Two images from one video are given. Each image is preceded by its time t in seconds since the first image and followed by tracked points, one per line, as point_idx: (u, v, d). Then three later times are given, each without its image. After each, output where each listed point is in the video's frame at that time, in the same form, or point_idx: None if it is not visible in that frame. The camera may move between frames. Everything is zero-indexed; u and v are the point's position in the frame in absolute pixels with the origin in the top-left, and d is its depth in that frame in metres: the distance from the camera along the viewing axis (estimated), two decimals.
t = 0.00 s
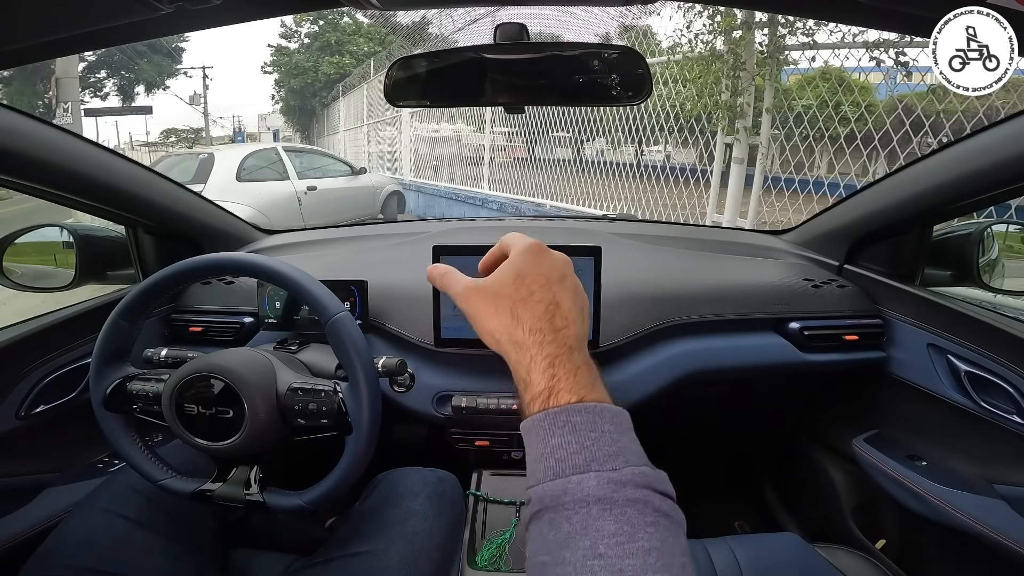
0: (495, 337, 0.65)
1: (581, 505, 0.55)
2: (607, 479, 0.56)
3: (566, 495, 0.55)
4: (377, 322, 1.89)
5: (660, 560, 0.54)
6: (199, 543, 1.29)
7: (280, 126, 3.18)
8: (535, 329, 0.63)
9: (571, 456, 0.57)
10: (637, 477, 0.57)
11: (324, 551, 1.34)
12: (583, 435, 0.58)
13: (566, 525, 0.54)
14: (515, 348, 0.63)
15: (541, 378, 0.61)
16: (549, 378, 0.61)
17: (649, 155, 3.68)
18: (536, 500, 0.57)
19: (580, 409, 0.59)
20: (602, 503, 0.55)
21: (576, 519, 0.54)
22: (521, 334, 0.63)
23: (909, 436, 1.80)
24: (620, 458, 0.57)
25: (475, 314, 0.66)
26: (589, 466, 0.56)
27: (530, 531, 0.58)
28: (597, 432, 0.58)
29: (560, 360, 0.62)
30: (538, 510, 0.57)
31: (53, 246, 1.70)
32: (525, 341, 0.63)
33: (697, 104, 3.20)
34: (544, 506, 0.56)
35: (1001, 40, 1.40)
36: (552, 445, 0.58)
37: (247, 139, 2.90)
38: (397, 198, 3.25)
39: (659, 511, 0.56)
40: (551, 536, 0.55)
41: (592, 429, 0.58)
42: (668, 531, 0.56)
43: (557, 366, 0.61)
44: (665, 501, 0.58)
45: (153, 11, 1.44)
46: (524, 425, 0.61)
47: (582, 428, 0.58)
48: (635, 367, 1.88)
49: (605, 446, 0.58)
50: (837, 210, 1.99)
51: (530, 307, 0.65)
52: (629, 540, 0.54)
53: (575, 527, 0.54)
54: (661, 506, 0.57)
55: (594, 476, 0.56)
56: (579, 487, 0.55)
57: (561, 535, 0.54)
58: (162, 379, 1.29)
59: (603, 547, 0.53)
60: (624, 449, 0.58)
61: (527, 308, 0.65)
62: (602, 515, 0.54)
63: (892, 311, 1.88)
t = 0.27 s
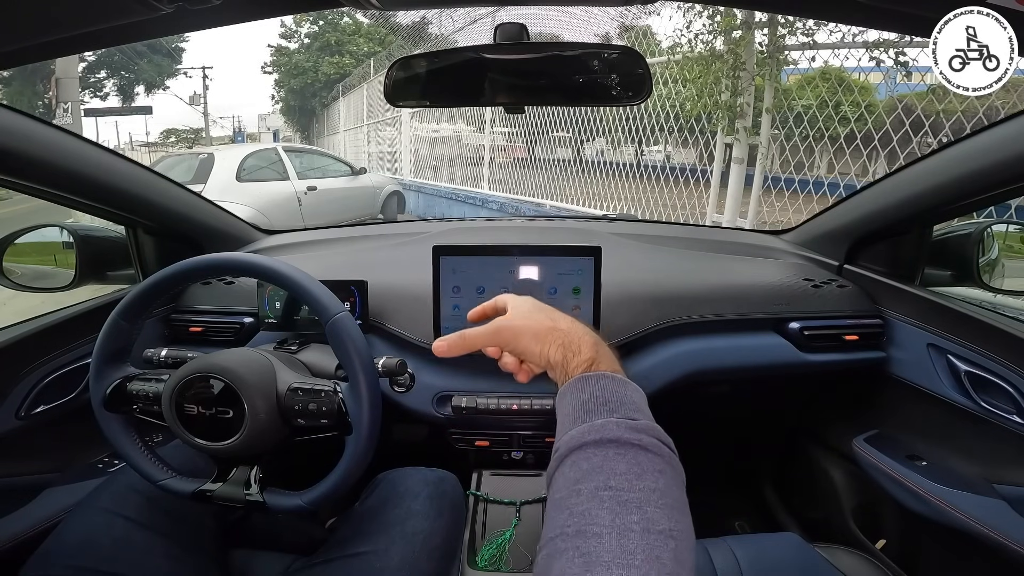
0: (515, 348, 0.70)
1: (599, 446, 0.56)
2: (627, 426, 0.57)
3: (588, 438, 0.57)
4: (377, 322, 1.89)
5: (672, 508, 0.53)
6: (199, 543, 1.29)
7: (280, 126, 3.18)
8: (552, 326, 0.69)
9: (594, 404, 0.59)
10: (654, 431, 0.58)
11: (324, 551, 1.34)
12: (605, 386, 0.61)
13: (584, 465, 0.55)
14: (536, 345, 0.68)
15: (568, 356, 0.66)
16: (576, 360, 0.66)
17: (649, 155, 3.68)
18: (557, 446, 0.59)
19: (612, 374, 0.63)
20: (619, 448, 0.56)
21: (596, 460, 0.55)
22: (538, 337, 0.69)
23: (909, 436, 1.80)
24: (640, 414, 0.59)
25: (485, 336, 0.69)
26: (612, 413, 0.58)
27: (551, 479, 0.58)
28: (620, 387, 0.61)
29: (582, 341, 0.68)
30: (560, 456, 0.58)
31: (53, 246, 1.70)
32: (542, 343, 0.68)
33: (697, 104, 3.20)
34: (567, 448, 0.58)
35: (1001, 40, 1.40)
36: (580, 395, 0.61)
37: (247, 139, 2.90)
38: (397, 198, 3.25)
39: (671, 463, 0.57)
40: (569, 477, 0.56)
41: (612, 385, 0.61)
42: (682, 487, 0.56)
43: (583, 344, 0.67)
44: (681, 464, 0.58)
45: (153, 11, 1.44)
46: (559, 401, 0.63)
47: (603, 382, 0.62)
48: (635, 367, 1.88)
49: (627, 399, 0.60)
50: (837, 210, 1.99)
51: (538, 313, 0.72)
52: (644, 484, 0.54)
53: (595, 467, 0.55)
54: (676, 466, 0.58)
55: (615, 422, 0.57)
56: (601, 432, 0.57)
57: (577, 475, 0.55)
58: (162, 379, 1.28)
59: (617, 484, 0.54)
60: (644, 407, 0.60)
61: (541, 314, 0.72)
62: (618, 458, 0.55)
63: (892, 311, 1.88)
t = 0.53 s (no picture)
0: (521, 365, 0.76)
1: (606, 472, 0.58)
2: (632, 452, 0.59)
3: (593, 463, 0.59)
4: (377, 322, 1.89)
5: (676, 535, 0.55)
6: (199, 543, 1.29)
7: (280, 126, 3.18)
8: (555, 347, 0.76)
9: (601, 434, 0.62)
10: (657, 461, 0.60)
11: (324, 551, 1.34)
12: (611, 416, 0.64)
13: (590, 491, 0.57)
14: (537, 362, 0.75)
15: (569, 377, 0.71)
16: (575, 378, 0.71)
17: (649, 155, 3.68)
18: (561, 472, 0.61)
19: (616, 401, 0.66)
20: (624, 473, 0.57)
21: (602, 486, 0.57)
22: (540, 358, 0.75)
23: (909, 436, 1.80)
24: (645, 440, 0.61)
25: (486, 356, 0.77)
26: (619, 441, 0.60)
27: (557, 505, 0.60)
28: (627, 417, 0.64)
29: (589, 367, 0.73)
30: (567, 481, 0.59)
31: (53, 246, 1.69)
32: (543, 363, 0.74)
33: (697, 104, 3.20)
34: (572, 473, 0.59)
35: (1001, 40, 1.40)
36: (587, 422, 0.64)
37: (247, 139, 2.90)
38: (397, 198, 3.25)
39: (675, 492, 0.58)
40: (574, 502, 0.57)
41: (618, 412, 0.64)
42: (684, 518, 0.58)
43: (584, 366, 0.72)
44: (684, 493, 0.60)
45: (153, 11, 1.44)
46: (563, 424, 0.66)
47: (609, 409, 0.65)
48: (635, 367, 1.88)
49: (634, 429, 0.62)
50: (837, 210, 1.99)
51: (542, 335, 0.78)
52: (649, 511, 0.55)
53: (600, 490, 0.56)
54: (680, 495, 0.59)
55: (621, 449, 0.59)
56: (607, 458, 0.59)
57: (583, 500, 0.57)
58: (162, 379, 1.28)
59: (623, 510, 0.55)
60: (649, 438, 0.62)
61: (549, 336, 0.77)
62: (623, 483, 0.57)
63: (892, 311, 1.88)
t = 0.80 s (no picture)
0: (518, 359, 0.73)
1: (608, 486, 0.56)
2: (638, 466, 0.58)
3: (597, 477, 0.57)
4: (377, 322, 1.89)
5: (685, 552, 0.54)
6: (199, 543, 1.29)
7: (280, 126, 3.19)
8: (560, 346, 0.72)
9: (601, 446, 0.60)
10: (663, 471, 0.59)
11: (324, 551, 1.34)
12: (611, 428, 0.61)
13: (595, 507, 0.56)
14: (536, 356, 0.72)
15: (569, 384, 0.68)
16: (575, 387, 0.68)
17: (649, 155, 3.68)
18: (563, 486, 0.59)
19: (620, 411, 0.64)
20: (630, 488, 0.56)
21: (607, 503, 0.56)
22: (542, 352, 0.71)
23: (909, 436, 1.80)
24: (650, 452, 0.60)
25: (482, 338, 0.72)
26: (624, 454, 0.59)
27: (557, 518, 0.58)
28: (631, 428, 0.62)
29: (592, 372, 0.70)
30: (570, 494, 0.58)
31: (53, 246, 1.69)
32: (543, 360, 0.71)
33: (697, 104, 3.20)
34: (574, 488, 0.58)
35: (1001, 40, 1.40)
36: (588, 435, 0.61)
37: (247, 139, 2.90)
38: (397, 198, 3.26)
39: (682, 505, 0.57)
40: (579, 518, 0.56)
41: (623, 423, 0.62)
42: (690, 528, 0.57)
43: (589, 374, 0.69)
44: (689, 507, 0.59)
45: (153, 11, 1.44)
46: (563, 433, 0.64)
47: (614, 419, 0.62)
48: (635, 367, 1.88)
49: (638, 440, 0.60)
50: (837, 210, 1.99)
51: (547, 329, 0.74)
52: (658, 528, 0.54)
53: (606, 508, 0.55)
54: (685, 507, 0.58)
55: (626, 462, 0.58)
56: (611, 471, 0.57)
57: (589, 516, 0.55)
58: (162, 379, 1.28)
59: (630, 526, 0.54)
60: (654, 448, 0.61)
61: (552, 332, 0.74)
62: (629, 500, 0.55)
63: (892, 311, 1.88)
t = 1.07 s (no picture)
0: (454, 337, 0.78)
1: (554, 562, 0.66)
2: (583, 534, 0.67)
3: (541, 549, 0.67)
4: (377, 321, 1.89)
5: None
6: (199, 543, 1.29)
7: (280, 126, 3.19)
8: (505, 358, 0.77)
9: (544, 513, 0.68)
10: (607, 530, 0.69)
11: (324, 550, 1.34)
12: (553, 493, 0.70)
13: None
14: (472, 346, 0.76)
15: (488, 408, 0.76)
16: (493, 412, 0.76)
17: (649, 155, 3.68)
18: (497, 551, 0.68)
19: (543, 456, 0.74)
20: (575, 560, 0.66)
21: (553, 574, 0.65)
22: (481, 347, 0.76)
23: (909, 436, 1.80)
24: (593, 512, 0.69)
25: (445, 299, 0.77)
26: (569, 525, 0.68)
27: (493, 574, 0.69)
28: (569, 489, 0.71)
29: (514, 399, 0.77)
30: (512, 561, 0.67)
31: (53, 246, 1.69)
32: (477, 356, 0.77)
33: (697, 104, 3.20)
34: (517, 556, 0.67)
35: (1001, 40, 1.40)
36: (524, 500, 0.70)
37: (247, 139, 2.90)
38: (397, 198, 3.25)
39: (627, 558, 0.68)
40: None
41: (566, 485, 0.71)
42: None
43: (514, 407, 0.76)
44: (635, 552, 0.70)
45: (153, 11, 1.44)
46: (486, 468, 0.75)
47: (558, 481, 0.71)
48: (635, 367, 1.88)
49: (579, 501, 0.70)
50: (837, 210, 1.99)
51: (504, 329, 0.78)
52: None
53: None
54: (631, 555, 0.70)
55: (571, 533, 0.67)
56: (555, 542, 0.67)
57: None
58: (162, 379, 1.28)
59: None
60: (596, 504, 0.71)
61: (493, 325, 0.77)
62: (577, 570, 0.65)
63: (892, 311, 1.88)
